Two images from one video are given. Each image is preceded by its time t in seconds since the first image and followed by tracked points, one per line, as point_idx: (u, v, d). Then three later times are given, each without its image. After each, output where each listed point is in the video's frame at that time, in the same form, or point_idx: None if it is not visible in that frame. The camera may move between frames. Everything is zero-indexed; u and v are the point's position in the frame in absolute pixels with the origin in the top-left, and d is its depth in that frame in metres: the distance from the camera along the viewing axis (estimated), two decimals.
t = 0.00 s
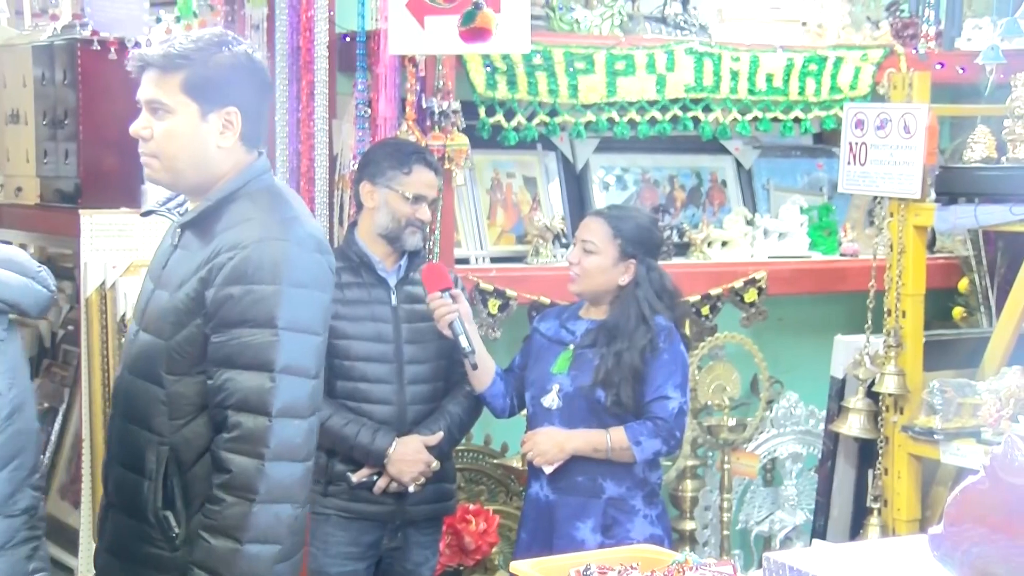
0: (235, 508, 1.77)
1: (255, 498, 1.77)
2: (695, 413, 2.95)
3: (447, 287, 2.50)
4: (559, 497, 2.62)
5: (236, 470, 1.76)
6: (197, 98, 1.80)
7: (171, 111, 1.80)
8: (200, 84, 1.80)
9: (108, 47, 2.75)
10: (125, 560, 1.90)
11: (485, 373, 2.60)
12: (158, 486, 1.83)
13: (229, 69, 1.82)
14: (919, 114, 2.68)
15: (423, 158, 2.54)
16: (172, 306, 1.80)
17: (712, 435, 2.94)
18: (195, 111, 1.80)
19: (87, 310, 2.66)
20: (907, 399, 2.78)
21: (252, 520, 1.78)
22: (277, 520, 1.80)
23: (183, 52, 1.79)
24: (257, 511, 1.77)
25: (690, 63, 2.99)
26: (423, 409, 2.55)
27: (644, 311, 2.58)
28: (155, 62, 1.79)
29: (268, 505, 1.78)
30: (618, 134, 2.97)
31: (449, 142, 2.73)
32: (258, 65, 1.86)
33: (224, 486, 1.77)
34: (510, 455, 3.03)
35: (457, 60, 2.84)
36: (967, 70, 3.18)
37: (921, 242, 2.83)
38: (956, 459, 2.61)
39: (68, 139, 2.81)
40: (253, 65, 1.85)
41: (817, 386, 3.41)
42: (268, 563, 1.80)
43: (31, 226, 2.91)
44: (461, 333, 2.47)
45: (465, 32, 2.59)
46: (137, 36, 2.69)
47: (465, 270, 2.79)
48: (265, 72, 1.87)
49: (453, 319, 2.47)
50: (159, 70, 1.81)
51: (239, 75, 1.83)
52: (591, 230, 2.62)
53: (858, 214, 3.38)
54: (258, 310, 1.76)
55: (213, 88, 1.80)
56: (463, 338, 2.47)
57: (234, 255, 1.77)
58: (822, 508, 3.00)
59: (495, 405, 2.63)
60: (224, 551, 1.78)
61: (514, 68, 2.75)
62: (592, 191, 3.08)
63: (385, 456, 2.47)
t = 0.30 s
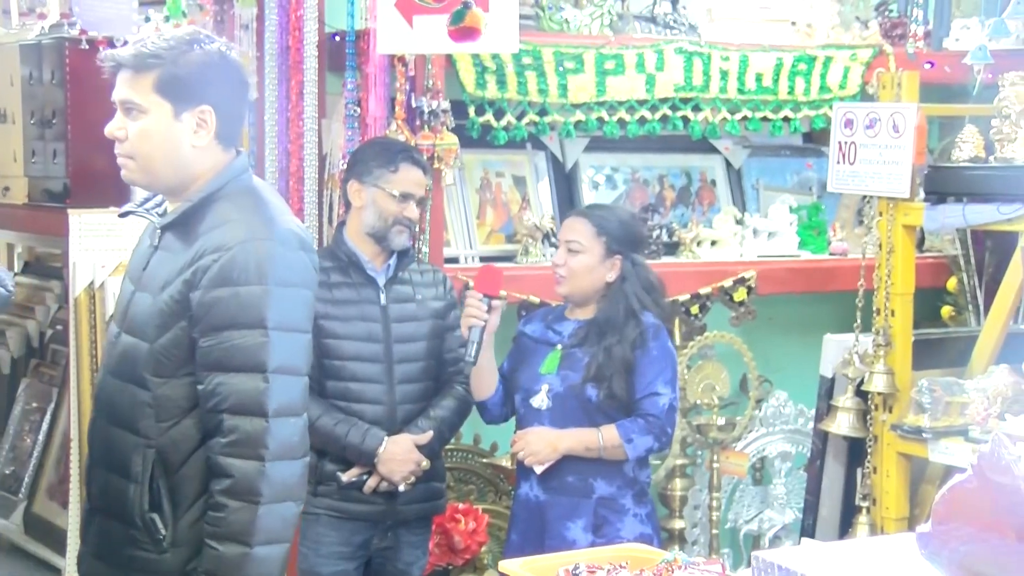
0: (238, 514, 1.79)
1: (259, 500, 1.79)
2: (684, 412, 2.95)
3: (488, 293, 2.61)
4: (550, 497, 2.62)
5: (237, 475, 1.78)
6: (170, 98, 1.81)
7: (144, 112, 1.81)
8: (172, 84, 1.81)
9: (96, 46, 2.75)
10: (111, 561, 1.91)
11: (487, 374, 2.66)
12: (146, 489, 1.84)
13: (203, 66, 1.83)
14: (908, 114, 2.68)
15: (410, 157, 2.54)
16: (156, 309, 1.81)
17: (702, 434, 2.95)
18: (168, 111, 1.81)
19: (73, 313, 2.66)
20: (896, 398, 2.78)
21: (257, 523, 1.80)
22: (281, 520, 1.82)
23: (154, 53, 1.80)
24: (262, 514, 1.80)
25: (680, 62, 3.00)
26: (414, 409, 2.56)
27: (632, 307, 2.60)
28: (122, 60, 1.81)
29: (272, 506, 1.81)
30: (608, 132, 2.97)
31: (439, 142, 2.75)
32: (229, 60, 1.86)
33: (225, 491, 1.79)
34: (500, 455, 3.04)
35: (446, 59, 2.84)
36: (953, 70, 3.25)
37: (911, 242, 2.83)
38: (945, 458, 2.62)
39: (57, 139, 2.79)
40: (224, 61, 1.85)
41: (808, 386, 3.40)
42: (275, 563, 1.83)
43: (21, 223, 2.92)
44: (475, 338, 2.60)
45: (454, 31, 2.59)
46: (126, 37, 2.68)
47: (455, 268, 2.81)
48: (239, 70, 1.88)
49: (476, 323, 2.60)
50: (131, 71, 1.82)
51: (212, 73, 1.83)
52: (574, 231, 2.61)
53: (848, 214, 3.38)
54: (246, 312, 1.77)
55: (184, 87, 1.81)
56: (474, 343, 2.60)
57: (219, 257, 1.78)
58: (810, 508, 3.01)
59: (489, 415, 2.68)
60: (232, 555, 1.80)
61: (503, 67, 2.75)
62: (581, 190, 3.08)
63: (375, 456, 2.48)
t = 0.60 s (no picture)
0: (186, 513, 1.74)
1: (207, 498, 1.75)
2: (641, 409, 2.96)
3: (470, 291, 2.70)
4: (508, 493, 2.61)
5: (184, 472, 1.74)
6: (110, 96, 1.78)
7: (85, 110, 1.79)
8: (112, 81, 1.78)
9: (48, 40, 2.73)
10: (62, 563, 1.88)
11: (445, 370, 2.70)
12: (95, 488, 1.81)
13: (146, 63, 1.80)
14: (864, 111, 2.71)
15: (354, 147, 2.55)
16: (109, 307, 1.79)
17: (659, 431, 2.96)
18: (108, 109, 1.79)
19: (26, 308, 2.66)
20: (851, 394, 2.81)
21: (205, 522, 1.75)
22: (231, 520, 1.78)
23: (92, 51, 1.78)
24: (210, 513, 1.75)
25: (638, 59, 3.00)
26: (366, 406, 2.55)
27: (588, 302, 2.61)
28: (60, 62, 1.80)
29: (220, 505, 1.76)
30: (566, 129, 2.96)
31: (396, 139, 2.74)
32: (174, 55, 1.83)
33: (172, 489, 1.75)
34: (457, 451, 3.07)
35: (405, 57, 2.82)
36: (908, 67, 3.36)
37: (867, 238, 2.86)
38: (899, 454, 2.65)
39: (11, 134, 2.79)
40: (167, 55, 1.82)
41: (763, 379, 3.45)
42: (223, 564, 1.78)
43: None
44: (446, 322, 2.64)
45: (406, 27, 2.58)
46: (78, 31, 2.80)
47: (411, 266, 2.81)
48: (186, 65, 1.85)
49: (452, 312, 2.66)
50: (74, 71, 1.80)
51: (153, 71, 1.81)
52: (527, 228, 2.63)
53: (804, 211, 3.42)
54: (197, 309, 1.74)
55: (123, 84, 1.79)
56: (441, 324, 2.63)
57: (171, 254, 1.75)
58: (766, 504, 3.06)
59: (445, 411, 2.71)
60: (179, 555, 1.75)
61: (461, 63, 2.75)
62: (539, 186, 3.09)
63: (328, 452, 2.48)
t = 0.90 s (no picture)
0: (123, 517, 1.69)
1: (145, 504, 1.70)
2: (597, 410, 2.99)
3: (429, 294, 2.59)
4: (467, 493, 2.59)
5: (122, 477, 1.70)
6: (28, 102, 1.73)
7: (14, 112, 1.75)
8: (30, 87, 1.72)
9: None
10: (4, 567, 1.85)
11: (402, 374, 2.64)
12: (37, 492, 1.77)
13: (62, 69, 1.70)
14: (817, 111, 2.70)
15: (304, 147, 2.52)
16: (53, 308, 1.74)
17: (614, 431, 2.99)
18: (28, 114, 1.74)
19: None
20: (806, 394, 2.82)
21: (142, 528, 1.70)
22: (169, 526, 1.72)
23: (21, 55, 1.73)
24: (147, 519, 1.70)
25: (591, 60, 3.01)
26: (318, 407, 2.53)
27: (546, 300, 2.62)
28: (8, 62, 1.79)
29: (159, 511, 1.71)
30: (520, 130, 3.01)
31: (349, 139, 2.72)
32: (93, 62, 1.72)
33: (110, 494, 1.70)
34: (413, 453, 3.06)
35: (358, 57, 2.82)
36: (859, 69, 3.41)
37: (820, 239, 2.86)
38: (853, 453, 2.64)
39: None
40: (81, 60, 1.71)
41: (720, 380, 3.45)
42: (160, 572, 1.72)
43: None
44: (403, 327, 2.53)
45: (356, 28, 2.57)
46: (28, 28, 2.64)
47: (366, 266, 2.81)
48: (104, 67, 1.72)
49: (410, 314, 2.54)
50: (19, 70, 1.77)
51: (69, 78, 1.71)
52: (482, 228, 2.60)
53: (758, 211, 3.45)
54: (141, 313, 1.69)
55: (42, 90, 1.72)
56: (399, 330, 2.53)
57: (116, 256, 1.71)
58: (722, 503, 3.09)
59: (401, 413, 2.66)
60: (112, 561, 1.70)
61: (415, 65, 2.77)
62: (493, 187, 3.11)
63: (278, 454, 2.45)
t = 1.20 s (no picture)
0: (100, 520, 1.66)
1: (120, 506, 1.66)
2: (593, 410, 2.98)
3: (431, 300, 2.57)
4: (473, 492, 2.56)
5: (97, 478, 1.66)
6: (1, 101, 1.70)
7: None
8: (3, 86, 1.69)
9: None
10: None
11: (399, 379, 2.59)
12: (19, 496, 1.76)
13: (34, 67, 1.67)
14: (811, 111, 2.71)
15: (296, 148, 2.51)
16: (28, 312, 1.72)
17: (611, 431, 2.97)
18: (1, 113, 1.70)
19: None
20: (802, 394, 2.80)
21: (118, 530, 1.67)
22: (147, 528, 1.69)
23: None
24: (123, 521, 1.67)
25: (585, 60, 3.02)
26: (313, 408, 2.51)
27: (541, 302, 2.59)
28: None
29: (135, 513, 1.68)
30: (514, 130, 3.00)
31: (344, 140, 2.71)
32: (66, 60, 1.68)
33: (86, 496, 1.67)
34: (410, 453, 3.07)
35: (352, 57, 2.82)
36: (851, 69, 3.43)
37: (814, 239, 2.86)
38: (850, 453, 2.64)
39: None
40: (51, 59, 1.67)
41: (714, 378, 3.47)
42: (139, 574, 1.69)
43: None
44: (408, 338, 2.50)
45: (347, 28, 2.57)
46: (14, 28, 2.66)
47: (361, 267, 2.80)
48: (74, 67, 1.68)
49: (413, 324, 2.51)
50: None
51: (41, 76, 1.67)
52: (475, 236, 2.54)
53: (752, 211, 3.47)
54: (110, 313, 1.65)
55: (14, 89, 1.68)
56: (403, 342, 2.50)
57: (84, 257, 1.67)
58: (719, 503, 3.08)
59: (396, 417, 2.64)
60: (89, 564, 1.67)
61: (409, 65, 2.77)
62: (488, 187, 3.11)
63: (274, 454, 2.43)
